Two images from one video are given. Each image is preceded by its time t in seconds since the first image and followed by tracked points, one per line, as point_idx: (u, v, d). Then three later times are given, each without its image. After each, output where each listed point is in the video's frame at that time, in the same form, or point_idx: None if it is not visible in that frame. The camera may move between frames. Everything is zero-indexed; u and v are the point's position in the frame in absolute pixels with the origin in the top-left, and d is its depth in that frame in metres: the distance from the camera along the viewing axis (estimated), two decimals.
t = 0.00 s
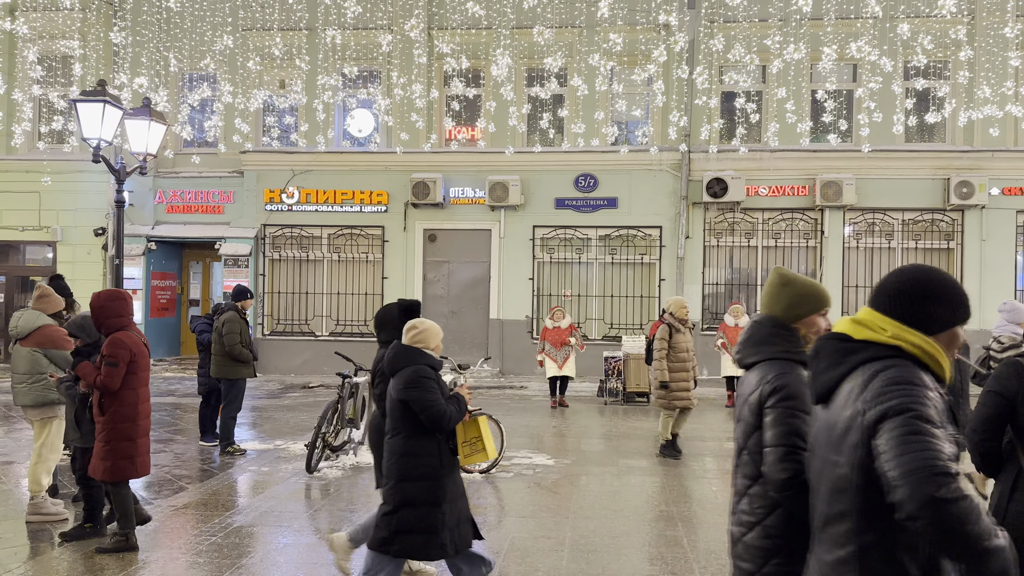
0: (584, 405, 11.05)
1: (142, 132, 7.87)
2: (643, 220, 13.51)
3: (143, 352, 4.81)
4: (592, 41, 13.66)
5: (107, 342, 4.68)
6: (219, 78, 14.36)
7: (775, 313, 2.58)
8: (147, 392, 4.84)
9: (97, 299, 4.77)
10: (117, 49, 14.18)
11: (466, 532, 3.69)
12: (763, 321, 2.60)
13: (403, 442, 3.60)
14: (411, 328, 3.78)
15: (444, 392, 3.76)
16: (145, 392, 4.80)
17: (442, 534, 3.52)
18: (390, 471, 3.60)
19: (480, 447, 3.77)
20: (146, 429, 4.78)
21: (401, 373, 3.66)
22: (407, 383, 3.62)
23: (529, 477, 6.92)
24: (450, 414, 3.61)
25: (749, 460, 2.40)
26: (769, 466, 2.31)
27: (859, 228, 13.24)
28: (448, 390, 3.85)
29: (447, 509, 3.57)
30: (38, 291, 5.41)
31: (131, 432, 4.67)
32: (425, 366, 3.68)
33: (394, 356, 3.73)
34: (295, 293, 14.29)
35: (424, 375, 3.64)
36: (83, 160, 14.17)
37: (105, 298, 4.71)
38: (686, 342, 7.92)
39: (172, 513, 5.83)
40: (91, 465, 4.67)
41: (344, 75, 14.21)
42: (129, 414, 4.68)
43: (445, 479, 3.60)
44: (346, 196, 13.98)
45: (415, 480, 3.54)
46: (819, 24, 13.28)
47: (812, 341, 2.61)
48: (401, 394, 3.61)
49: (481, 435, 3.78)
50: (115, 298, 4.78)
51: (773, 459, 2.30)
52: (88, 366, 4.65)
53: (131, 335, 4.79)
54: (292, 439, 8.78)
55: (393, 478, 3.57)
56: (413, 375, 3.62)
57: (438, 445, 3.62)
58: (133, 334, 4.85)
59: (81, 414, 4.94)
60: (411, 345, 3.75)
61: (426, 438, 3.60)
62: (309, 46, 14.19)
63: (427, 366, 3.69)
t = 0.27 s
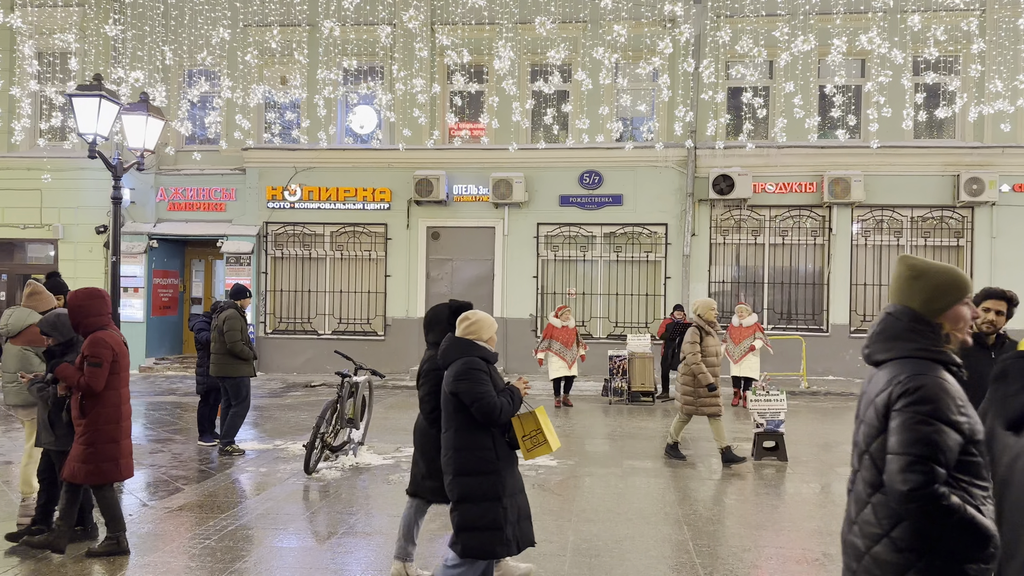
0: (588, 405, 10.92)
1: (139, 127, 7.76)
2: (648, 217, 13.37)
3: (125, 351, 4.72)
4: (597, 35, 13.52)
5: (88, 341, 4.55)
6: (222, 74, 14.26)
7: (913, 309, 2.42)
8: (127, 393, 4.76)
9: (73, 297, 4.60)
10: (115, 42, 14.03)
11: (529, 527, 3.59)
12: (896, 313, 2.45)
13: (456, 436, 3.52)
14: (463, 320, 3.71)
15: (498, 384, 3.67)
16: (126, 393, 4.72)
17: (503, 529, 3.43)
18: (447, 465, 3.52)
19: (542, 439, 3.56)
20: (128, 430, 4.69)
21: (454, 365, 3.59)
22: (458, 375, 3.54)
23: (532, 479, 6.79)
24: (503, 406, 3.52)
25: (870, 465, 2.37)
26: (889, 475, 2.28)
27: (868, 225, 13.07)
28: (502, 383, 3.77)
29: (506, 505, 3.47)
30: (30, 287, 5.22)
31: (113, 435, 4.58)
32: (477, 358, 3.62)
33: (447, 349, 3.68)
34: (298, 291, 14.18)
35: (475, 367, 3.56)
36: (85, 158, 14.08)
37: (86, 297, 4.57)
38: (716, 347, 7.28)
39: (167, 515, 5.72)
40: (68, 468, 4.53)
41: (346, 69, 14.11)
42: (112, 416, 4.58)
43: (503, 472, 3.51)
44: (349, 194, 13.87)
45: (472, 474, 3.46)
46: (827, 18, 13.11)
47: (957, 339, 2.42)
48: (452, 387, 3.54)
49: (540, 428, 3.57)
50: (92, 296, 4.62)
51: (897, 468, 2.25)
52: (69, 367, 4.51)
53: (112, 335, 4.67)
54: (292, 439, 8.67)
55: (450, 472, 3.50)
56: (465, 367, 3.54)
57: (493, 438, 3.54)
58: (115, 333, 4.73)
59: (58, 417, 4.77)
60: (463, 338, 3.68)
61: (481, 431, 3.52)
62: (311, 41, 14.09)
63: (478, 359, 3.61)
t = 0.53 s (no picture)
0: (589, 404, 10.81)
1: (133, 124, 7.67)
2: (650, 214, 13.25)
3: (89, 353, 4.61)
4: (598, 30, 13.41)
5: (51, 343, 4.45)
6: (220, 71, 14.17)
7: None
8: (93, 395, 4.66)
9: (36, 298, 4.49)
10: (112, 37, 13.94)
11: (584, 543, 3.36)
12: None
13: (505, 446, 3.37)
14: (514, 325, 3.54)
15: (551, 393, 3.49)
16: (91, 396, 4.63)
17: (552, 545, 3.24)
18: (496, 475, 3.38)
19: (592, 451, 3.40)
20: (95, 434, 4.61)
21: (504, 372, 3.45)
22: (508, 383, 3.39)
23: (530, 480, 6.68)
24: (554, 417, 3.34)
25: None
26: None
27: (872, 223, 12.95)
28: (556, 390, 3.58)
29: (556, 519, 3.28)
30: (14, 287, 5.28)
31: (79, 439, 4.50)
32: (528, 366, 3.45)
33: (498, 354, 3.52)
34: (299, 290, 14.09)
35: (526, 375, 3.40)
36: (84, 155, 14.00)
37: (49, 297, 4.47)
38: (745, 343, 7.05)
39: (157, 516, 5.63)
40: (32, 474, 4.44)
41: (343, 65, 14.00)
42: (77, 420, 4.50)
43: (554, 485, 3.32)
44: (349, 191, 13.77)
45: (520, 485, 3.30)
46: (831, 14, 13.00)
47: None
48: (502, 395, 3.40)
49: (594, 438, 3.42)
50: (56, 297, 4.51)
51: None
52: (31, 369, 4.40)
53: (76, 335, 4.57)
54: (289, 439, 8.57)
55: (499, 483, 3.35)
56: (515, 376, 3.39)
57: (544, 449, 3.35)
58: (78, 333, 4.64)
59: (22, 421, 4.67)
60: (515, 343, 3.51)
61: (532, 441, 3.34)
62: (310, 37, 14.00)
63: (529, 367, 3.44)
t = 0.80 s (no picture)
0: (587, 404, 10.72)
1: (126, 120, 7.59)
2: (650, 213, 13.15)
3: (40, 352, 4.53)
4: (598, 26, 13.32)
5: None
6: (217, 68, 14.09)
7: None
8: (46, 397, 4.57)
9: None
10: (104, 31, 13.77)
11: (644, 538, 3.43)
12: None
13: (569, 445, 3.36)
14: (571, 320, 3.51)
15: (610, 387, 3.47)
16: (43, 396, 4.54)
17: (618, 544, 3.29)
18: (560, 475, 3.37)
19: (654, 448, 3.52)
20: (46, 437, 4.51)
21: (564, 369, 3.38)
22: (572, 380, 3.33)
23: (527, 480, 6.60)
24: (620, 414, 3.33)
25: None
26: None
27: (874, 221, 12.85)
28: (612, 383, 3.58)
29: (622, 516, 3.32)
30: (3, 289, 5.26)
31: (28, 441, 4.40)
32: (590, 361, 3.39)
33: (557, 348, 3.45)
34: (298, 289, 14.01)
35: (590, 371, 3.34)
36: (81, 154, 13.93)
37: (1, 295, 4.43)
38: (770, 344, 6.80)
39: (149, 518, 5.54)
40: None
41: (339, 61, 13.92)
42: (25, 421, 4.40)
43: (619, 483, 3.35)
44: (347, 190, 13.68)
45: (587, 485, 3.31)
46: (832, 11, 12.89)
47: None
48: (566, 392, 3.34)
49: (655, 436, 3.54)
50: (9, 294, 4.47)
51: None
52: None
53: (28, 333, 4.50)
54: (285, 439, 8.49)
55: (563, 484, 3.35)
56: (579, 373, 3.33)
57: (607, 447, 3.37)
58: (31, 332, 4.57)
59: None
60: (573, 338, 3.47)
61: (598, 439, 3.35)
62: (308, 35, 13.93)
63: (591, 362, 3.39)
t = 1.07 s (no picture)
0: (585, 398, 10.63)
1: (118, 110, 7.48)
2: (649, 208, 13.05)
3: None
4: (595, 16, 13.23)
5: None
6: (212, 60, 13.99)
7: None
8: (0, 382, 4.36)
9: None
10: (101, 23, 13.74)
11: (695, 540, 3.34)
12: None
13: (627, 439, 3.27)
14: (630, 311, 3.43)
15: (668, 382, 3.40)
16: None
17: (672, 544, 3.19)
18: (615, 469, 3.28)
19: (712, 446, 3.62)
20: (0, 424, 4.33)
21: (624, 360, 3.31)
22: (633, 372, 3.27)
23: (525, 474, 6.50)
24: (681, 409, 3.26)
25: None
26: None
27: (874, 215, 12.74)
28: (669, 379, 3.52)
29: (677, 516, 3.23)
30: None
31: None
32: (649, 354, 3.33)
33: (615, 340, 3.38)
34: (295, 285, 13.91)
35: (650, 363, 3.28)
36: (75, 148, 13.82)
37: None
38: (803, 336, 6.57)
39: (139, 511, 5.44)
40: None
41: (334, 51, 13.84)
42: None
43: (675, 481, 3.26)
44: (343, 184, 13.58)
45: (644, 481, 3.22)
46: (832, 3, 12.81)
47: None
48: (626, 385, 3.27)
49: (714, 432, 3.64)
50: None
51: None
52: None
53: None
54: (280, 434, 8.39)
55: (618, 478, 3.25)
56: (640, 364, 3.26)
57: (666, 443, 3.29)
58: None
59: None
60: (632, 330, 3.41)
61: (657, 434, 3.26)
62: (304, 26, 13.85)
63: (651, 354, 3.33)
